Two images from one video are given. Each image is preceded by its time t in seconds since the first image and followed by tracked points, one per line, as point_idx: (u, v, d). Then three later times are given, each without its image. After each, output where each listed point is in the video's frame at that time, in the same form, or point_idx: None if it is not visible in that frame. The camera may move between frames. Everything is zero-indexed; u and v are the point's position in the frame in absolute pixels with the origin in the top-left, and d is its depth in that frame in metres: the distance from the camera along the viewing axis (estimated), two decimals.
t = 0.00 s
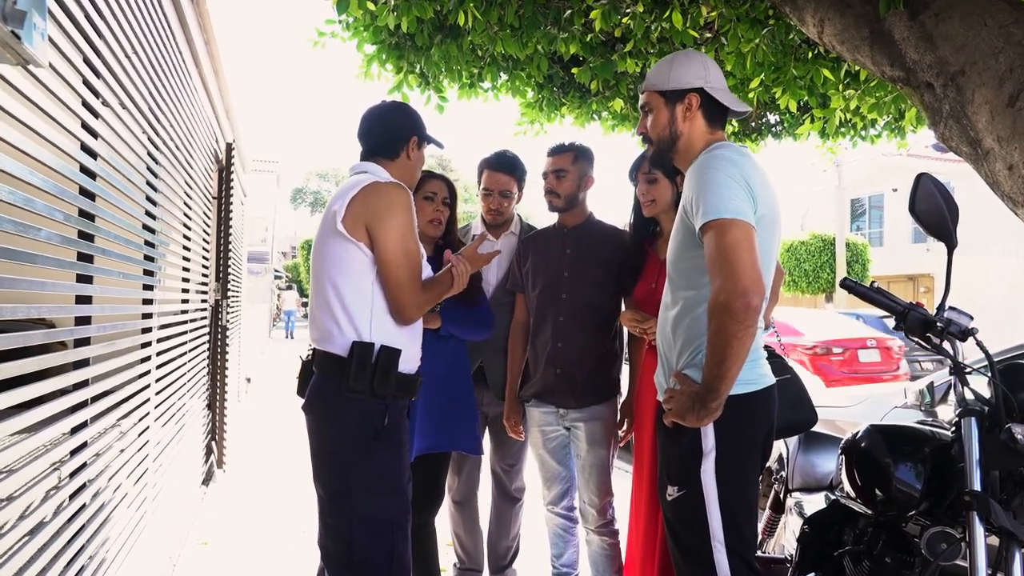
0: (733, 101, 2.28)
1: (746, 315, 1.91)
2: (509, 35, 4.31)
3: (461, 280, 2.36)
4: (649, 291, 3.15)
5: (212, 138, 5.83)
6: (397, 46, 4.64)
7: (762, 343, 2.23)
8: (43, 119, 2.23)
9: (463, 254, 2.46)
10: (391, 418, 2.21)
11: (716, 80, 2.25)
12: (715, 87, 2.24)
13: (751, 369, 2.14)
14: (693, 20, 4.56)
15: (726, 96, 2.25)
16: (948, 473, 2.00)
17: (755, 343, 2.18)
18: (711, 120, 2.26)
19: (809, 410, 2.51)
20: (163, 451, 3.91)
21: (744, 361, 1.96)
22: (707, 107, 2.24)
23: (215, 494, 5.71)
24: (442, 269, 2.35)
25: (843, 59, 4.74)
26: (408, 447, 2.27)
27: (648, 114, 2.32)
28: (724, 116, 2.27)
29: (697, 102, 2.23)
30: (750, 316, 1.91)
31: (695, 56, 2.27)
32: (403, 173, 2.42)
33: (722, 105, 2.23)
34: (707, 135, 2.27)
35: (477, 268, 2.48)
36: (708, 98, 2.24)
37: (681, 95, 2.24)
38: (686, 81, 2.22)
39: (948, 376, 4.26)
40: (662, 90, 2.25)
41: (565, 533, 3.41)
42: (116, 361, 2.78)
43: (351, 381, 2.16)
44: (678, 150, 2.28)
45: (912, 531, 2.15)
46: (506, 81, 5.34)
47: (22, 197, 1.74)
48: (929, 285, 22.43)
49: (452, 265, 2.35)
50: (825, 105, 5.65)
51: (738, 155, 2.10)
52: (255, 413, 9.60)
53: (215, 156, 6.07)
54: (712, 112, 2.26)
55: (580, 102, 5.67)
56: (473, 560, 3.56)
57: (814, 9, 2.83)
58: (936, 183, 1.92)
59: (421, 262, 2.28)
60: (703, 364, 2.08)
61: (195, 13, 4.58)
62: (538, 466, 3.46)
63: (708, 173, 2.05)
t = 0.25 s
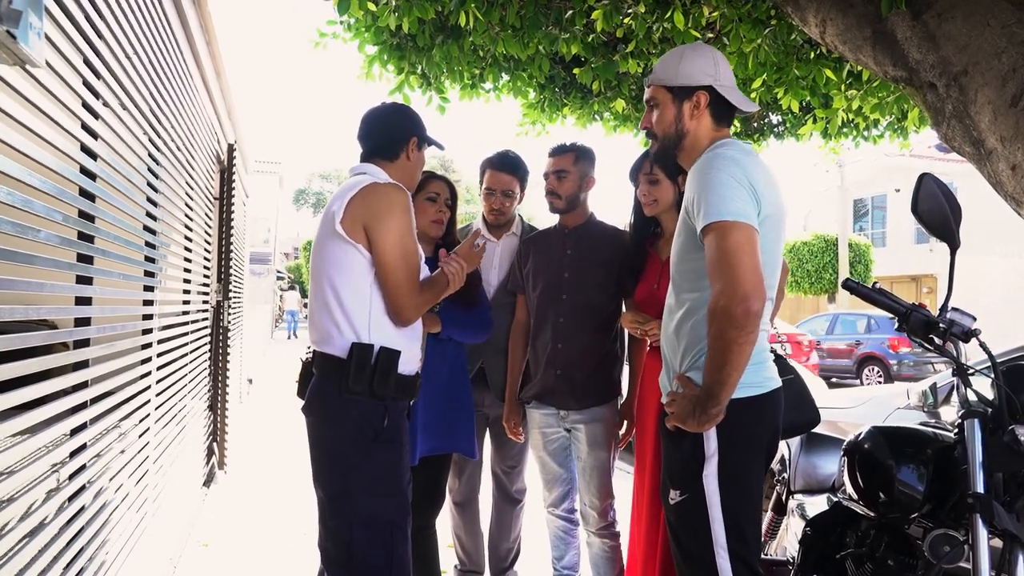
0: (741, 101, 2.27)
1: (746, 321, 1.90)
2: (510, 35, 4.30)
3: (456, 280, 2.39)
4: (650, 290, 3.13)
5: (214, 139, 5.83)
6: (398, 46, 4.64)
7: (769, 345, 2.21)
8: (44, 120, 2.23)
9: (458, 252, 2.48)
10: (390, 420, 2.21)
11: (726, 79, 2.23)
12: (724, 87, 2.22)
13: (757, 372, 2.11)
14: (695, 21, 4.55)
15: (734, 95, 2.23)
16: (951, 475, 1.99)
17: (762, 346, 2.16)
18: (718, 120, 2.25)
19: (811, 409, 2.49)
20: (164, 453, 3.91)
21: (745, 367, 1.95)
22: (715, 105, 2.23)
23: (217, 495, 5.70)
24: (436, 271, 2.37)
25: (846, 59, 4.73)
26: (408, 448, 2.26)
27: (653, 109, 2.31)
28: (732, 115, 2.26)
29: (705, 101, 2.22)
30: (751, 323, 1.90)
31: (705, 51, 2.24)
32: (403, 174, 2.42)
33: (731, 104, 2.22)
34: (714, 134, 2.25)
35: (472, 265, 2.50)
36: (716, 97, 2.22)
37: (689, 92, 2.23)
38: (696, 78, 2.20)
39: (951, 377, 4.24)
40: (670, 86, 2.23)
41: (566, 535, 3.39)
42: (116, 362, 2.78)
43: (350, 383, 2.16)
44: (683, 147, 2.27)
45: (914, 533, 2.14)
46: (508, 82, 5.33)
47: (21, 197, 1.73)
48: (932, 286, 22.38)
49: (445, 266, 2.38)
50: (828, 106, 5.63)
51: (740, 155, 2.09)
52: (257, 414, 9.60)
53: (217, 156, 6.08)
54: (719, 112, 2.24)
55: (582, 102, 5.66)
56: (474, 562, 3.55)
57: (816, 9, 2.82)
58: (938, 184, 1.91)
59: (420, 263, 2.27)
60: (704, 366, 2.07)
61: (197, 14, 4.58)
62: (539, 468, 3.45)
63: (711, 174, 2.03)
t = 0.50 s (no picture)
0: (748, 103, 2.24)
1: (746, 327, 1.89)
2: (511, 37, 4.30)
3: (456, 278, 2.36)
4: (653, 292, 3.11)
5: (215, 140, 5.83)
6: (399, 48, 4.64)
7: (780, 347, 2.19)
8: (43, 122, 2.22)
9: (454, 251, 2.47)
10: (389, 422, 2.20)
11: (734, 78, 2.21)
12: (731, 87, 2.20)
13: (768, 374, 2.09)
14: (696, 22, 4.54)
15: (742, 96, 2.20)
16: (955, 478, 1.97)
17: (772, 348, 2.14)
18: (722, 120, 2.23)
19: (816, 412, 2.47)
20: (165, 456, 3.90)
21: (750, 373, 1.94)
22: (718, 105, 2.21)
23: (217, 498, 5.69)
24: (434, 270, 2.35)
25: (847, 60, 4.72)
26: (407, 451, 2.25)
27: (658, 101, 2.30)
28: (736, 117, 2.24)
29: (709, 99, 2.20)
30: (751, 328, 1.89)
31: (717, 49, 2.23)
32: (402, 175, 2.41)
33: (734, 105, 2.19)
34: (716, 133, 2.24)
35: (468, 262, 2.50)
36: (721, 96, 2.20)
37: (694, 89, 2.21)
38: (702, 75, 2.19)
39: (953, 379, 4.23)
40: (677, 80, 2.22)
41: (567, 538, 3.38)
42: (116, 364, 2.77)
43: (348, 385, 2.14)
44: (684, 143, 2.26)
45: (918, 536, 2.11)
46: (509, 84, 5.33)
47: (19, 200, 1.73)
48: (935, 288, 22.34)
49: (443, 263, 2.36)
50: (829, 107, 5.62)
51: (738, 154, 2.06)
52: (258, 416, 9.60)
53: (218, 158, 6.08)
54: (723, 112, 2.22)
55: (583, 104, 5.65)
56: (475, 564, 3.54)
57: (817, 9, 2.80)
58: (942, 185, 1.90)
59: (420, 264, 2.26)
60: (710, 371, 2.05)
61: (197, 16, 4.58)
62: (540, 470, 3.44)
63: (706, 175, 2.01)
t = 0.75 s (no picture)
0: (749, 97, 2.19)
1: (744, 335, 1.87)
2: (514, 35, 4.28)
3: (455, 276, 2.36)
4: (660, 291, 3.07)
5: (217, 140, 5.82)
6: (401, 47, 4.63)
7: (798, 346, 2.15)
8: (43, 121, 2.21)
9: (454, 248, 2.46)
10: (391, 422, 2.18)
11: (732, 73, 2.18)
12: (728, 81, 2.16)
13: (785, 375, 2.06)
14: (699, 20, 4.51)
15: (740, 91, 2.17)
16: (963, 478, 1.97)
17: (790, 348, 2.10)
18: (721, 116, 2.20)
19: (827, 413, 2.48)
20: (167, 455, 3.89)
21: (756, 377, 1.92)
22: (717, 101, 2.17)
23: (220, 498, 5.68)
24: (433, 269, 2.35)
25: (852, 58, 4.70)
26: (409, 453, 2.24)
27: (655, 99, 2.28)
28: (737, 111, 2.19)
29: (706, 96, 2.17)
30: (751, 335, 1.88)
31: (713, 44, 2.19)
32: (403, 173, 2.39)
33: (732, 100, 2.15)
34: (715, 129, 2.20)
35: (468, 260, 2.48)
36: (719, 92, 2.17)
37: (690, 86, 2.19)
38: (697, 72, 2.16)
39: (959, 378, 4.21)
40: (672, 77, 2.20)
41: (570, 539, 3.37)
42: (118, 364, 2.76)
43: (350, 385, 2.14)
44: (685, 142, 2.24)
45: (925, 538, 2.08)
46: (512, 83, 5.32)
47: (18, 199, 1.71)
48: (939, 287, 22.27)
49: (442, 262, 2.36)
50: (833, 106, 5.59)
51: (732, 153, 2.01)
52: (261, 415, 9.60)
53: (220, 158, 6.07)
54: (722, 107, 2.19)
55: (586, 103, 5.63)
56: (477, 564, 3.53)
57: (822, 6, 2.79)
58: (949, 183, 1.87)
59: (422, 262, 2.25)
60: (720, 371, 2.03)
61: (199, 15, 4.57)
62: (543, 471, 3.42)
63: (702, 176, 1.98)
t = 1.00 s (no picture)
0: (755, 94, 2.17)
1: (750, 345, 1.86)
2: (518, 36, 4.27)
3: (458, 279, 2.35)
4: (672, 291, 3.02)
5: (222, 142, 5.83)
6: (405, 49, 4.62)
7: (810, 349, 2.12)
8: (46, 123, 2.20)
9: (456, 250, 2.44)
10: (396, 425, 2.17)
11: (738, 72, 2.15)
12: (734, 81, 2.14)
13: (798, 379, 2.03)
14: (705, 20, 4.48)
15: (746, 90, 2.14)
16: (976, 483, 1.92)
17: (802, 351, 2.07)
18: (728, 115, 2.17)
19: (840, 418, 2.50)
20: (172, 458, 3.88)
21: (764, 382, 1.90)
22: (723, 100, 2.15)
23: (225, 501, 5.67)
24: (436, 272, 2.33)
25: (859, 58, 4.67)
26: (414, 456, 2.22)
27: (661, 102, 2.26)
28: (744, 109, 2.17)
29: (712, 96, 2.15)
30: (757, 346, 1.86)
31: (716, 43, 2.17)
32: (405, 175, 2.38)
33: (738, 99, 2.13)
34: (722, 128, 2.18)
35: (471, 263, 2.46)
36: (724, 91, 2.15)
37: (695, 87, 2.17)
38: (702, 73, 2.14)
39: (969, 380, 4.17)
40: (676, 79, 2.18)
41: (575, 543, 3.34)
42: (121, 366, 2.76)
43: (354, 389, 2.12)
44: (692, 143, 2.22)
45: (934, 543, 2.06)
46: (516, 84, 5.30)
47: (20, 201, 1.70)
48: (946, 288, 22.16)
49: (445, 266, 2.35)
50: (840, 106, 5.56)
51: (739, 157, 1.98)
52: (266, 417, 9.60)
53: (225, 160, 6.07)
54: (728, 107, 2.16)
55: (590, 104, 5.60)
56: (482, 567, 3.51)
57: (828, 6, 2.76)
58: (959, 183, 1.85)
59: (425, 264, 2.24)
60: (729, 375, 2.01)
61: (203, 18, 4.57)
62: (548, 475, 3.40)
63: (708, 182, 1.96)
